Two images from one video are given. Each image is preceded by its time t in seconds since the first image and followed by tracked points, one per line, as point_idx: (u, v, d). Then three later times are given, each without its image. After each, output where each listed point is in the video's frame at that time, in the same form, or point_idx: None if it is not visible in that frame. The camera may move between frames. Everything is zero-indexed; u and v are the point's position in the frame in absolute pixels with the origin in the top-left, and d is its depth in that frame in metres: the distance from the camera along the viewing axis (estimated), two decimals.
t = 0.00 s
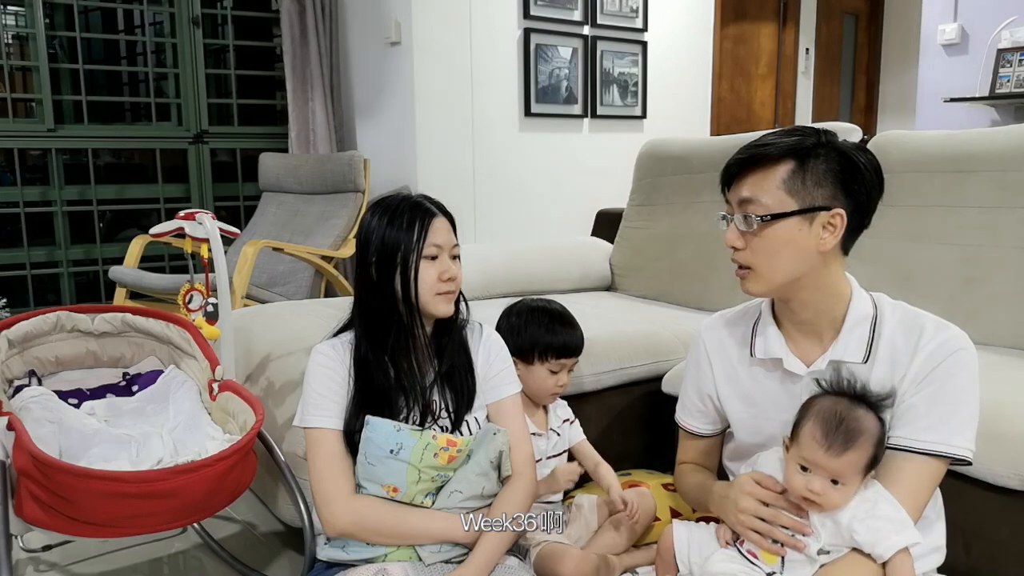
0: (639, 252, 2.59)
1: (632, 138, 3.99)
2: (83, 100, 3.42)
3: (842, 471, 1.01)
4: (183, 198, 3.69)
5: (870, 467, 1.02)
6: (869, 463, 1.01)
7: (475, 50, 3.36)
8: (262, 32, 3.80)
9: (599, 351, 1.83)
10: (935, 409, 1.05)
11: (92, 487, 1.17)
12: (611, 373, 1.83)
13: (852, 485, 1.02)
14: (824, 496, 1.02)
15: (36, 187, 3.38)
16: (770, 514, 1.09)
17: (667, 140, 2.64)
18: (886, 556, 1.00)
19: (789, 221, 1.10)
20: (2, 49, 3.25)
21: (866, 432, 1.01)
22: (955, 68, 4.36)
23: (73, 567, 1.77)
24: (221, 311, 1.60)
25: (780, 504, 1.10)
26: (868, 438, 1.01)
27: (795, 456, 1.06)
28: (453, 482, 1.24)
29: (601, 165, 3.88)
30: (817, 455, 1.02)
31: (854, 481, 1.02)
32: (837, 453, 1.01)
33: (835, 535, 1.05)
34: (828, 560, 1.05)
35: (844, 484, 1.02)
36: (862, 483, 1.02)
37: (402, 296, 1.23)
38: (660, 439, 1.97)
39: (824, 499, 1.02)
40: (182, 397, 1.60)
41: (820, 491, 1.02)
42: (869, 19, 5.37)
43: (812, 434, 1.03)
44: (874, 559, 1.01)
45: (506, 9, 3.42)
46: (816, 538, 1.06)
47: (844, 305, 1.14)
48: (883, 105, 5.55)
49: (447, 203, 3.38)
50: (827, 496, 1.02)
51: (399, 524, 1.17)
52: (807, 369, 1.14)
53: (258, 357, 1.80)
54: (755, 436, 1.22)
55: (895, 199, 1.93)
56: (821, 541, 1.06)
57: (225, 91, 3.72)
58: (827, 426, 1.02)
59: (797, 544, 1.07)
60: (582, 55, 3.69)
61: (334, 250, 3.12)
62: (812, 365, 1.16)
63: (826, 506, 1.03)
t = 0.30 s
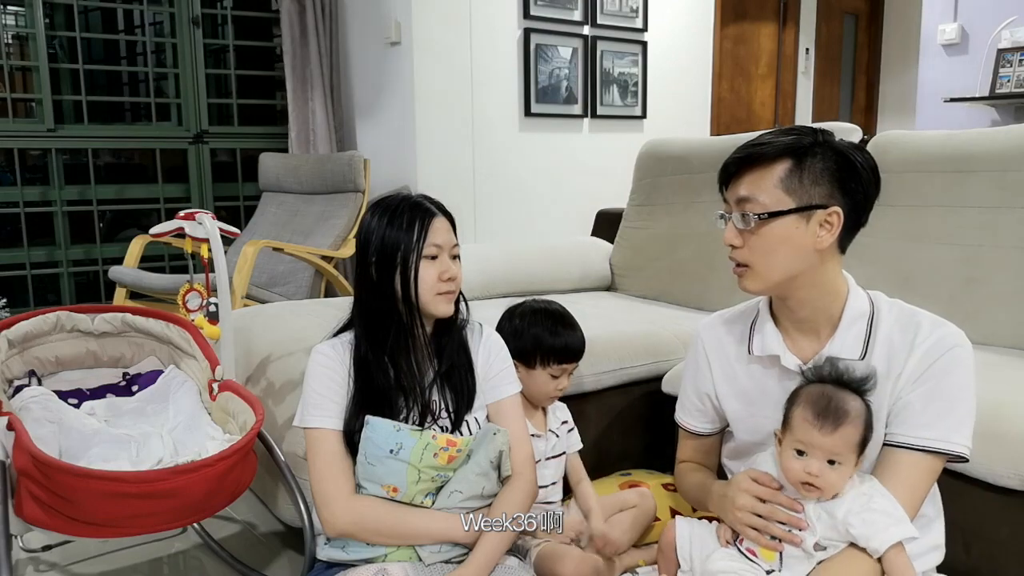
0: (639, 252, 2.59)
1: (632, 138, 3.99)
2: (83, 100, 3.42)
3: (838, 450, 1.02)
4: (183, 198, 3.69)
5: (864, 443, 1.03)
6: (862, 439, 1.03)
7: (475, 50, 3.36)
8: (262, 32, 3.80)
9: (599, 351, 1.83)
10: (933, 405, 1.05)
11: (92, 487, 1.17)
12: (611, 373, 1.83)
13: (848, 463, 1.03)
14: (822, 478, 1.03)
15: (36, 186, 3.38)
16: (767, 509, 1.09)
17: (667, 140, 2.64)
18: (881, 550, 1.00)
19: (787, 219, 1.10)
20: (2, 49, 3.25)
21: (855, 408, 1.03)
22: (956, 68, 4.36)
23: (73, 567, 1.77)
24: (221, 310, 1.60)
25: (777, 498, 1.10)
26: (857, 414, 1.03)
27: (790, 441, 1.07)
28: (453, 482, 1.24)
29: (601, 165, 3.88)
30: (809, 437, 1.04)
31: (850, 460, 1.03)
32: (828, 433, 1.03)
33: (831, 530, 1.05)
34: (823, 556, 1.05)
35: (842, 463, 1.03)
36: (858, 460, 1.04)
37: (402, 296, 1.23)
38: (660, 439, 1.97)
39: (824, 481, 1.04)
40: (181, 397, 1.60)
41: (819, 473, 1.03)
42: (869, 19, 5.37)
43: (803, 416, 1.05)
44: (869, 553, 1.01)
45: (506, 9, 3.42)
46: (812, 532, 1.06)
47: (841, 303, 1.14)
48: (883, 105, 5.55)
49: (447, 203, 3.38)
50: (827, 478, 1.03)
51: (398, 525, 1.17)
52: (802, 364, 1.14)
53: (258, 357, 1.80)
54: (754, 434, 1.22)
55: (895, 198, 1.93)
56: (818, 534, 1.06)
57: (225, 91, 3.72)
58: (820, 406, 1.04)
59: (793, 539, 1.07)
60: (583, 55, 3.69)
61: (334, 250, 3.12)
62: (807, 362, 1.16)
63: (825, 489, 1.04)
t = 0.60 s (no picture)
0: (639, 252, 2.59)
1: (632, 138, 3.99)
2: (83, 99, 3.41)
3: (816, 432, 1.05)
4: (183, 198, 3.69)
5: (840, 424, 1.06)
6: (838, 418, 1.06)
7: (475, 50, 3.36)
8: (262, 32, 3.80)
9: (599, 351, 1.83)
10: (929, 402, 1.05)
11: (92, 487, 1.17)
12: (611, 374, 1.83)
13: (830, 447, 1.05)
14: (808, 463, 1.05)
15: (35, 186, 3.38)
16: (764, 506, 1.10)
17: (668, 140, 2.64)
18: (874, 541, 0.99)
19: (782, 220, 1.10)
20: (2, 49, 3.25)
21: (824, 391, 1.06)
22: (956, 68, 4.35)
23: (73, 567, 1.77)
24: (221, 310, 1.60)
25: (774, 497, 1.10)
26: (827, 396, 1.06)
27: (769, 434, 1.10)
28: (453, 482, 1.24)
29: (601, 165, 3.88)
30: (786, 426, 1.07)
31: (831, 443, 1.05)
32: (803, 416, 1.06)
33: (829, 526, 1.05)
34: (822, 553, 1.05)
35: (824, 447, 1.05)
36: (839, 442, 1.06)
37: (402, 296, 1.23)
38: (660, 439, 1.97)
39: (810, 467, 1.05)
40: (181, 397, 1.60)
41: (803, 459, 1.06)
42: (869, 19, 5.37)
43: (777, 407, 1.08)
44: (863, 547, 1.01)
45: (506, 9, 3.42)
46: (811, 529, 1.06)
47: (837, 301, 1.14)
48: (883, 105, 5.55)
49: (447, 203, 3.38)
50: (812, 463, 1.05)
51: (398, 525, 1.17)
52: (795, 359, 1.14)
53: (258, 357, 1.80)
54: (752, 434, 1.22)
55: (895, 198, 1.93)
56: (816, 530, 1.06)
57: (225, 91, 3.72)
58: (790, 394, 1.07)
59: (791, 536, 1.07)
60: (583, 55, 3.69)
61: (333, 250, 3.12)
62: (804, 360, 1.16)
63: (813, 476, 1.06)
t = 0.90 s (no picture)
0: (639, 252, 2.59)
1: (632, 138, 3.99)
2: (83, 99, 3.41)
3: (796, 422, 1.06)
4: (183, 198, 3.69)
5: (821, 413, 1.06)
6: (819, 408, 1.06)
7: (475, 50, 3.36)
8: (262, 32, 3.80)
9: (598, 351, 1.83)
10: (925, 400, 1.03)
11: (92, 487, 1.17)
12: (611, 374, 1.83)
13: (812, 437, 1.06)
14: (789, 455, 1.06)
15: (35, 186, 3.38)
16: (761, 505, 1.09)
17: (668, 139, 2.64)
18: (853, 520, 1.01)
19: (782, 224, 1.10)
20: (2, 49, 3.25)
21: (804, 383, 1.08)
22: (956, 68, 4.35)
23: (73, 567, 1.77)
24: (221, 310, 1.60)
25: (771, 495, 1.08)
26: (808, 388, 1.07)
27: (755, 429, 1.11)
28: (454, 482, 1.24)
29: (601, 165, 3.89)
30: (767, 418, 1.08)
31: (812, 433, 1.06)
32: (781, 407, 1.07)
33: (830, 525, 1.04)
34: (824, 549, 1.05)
35: (806, 438, 1.06)
36: (823, 432, 1.06)
37: (398, 295, 1.23)
38: (660, 439, 1.97)
39: (791, 457, 1.06)
40: (181, 397, 1.60)
41: (785, 450, 1.06)
42: (869, 19, 5.37)
43: (759, 402, 1.09)
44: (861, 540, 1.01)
45: (506, 9, 3.42)
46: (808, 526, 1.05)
47: (834, 299, 1.14)
48: (882, 105, 5.55)
49: (447, 203, 3.38)
50: (794, 453, 1.06)
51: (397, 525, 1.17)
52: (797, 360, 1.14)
53: (257, 357, 1.80)
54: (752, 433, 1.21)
55: (895, 198, 1.93)
56: (813, 527, 1.04)
57: (225, 91, 3.72)
58: (768, 389, 1.09)
59: (787, 534, 1.06)
60: (583, 55, 3.69)
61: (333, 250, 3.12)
62: (803, 357, 1.16)
63: (796, 467, 1.06)
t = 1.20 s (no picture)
0: (638, 252, 2.60)
1: (632, 139, 4.00)
2: (84, 100, 3.42)
3: (794, 416, 1.07)
4: (184, 198, 3.70)
5: (819, 408, 1.07)
6: (818, 403, 1.07)
7: (476, 50, 3.37)
8: (263, 33, 3.81)
9: (598, 351, 1.84)
10: (921, 399, 1.03)
11: (93, 487, 1.17)
12: (610, 373, 1.84)
13: (809, 431, 1.07)
14: (786, 449, 1.07)
15: (36, 187, 3.38)
16: (759, 501, 1.10)
17: (667, 140, 2.65)
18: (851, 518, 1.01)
19: (807, 251, 1.02)
20: (3, 50, 3.25)
21: (805, 378, 1.09)
22: (955, 68, 4.36)
23: (74, 566, 1.78)
24: (221, 310, 1.61)
25: (770, 491, 1.10)
26: (808, 384, 1.08)
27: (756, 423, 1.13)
28: (453, 481, 1.24)
29: (601, 165, 3.89)
30: (765, 413, 1.09)
31: (809, 428, 1.07)
32: (779, 401, 1.08)
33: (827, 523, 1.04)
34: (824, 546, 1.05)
35: (803, 432, 1.07)
36: (822, 427, 1.07)
37: (390, 297, 1.24)
38: (660, 439, 1.98)
39: (788, 451, 1.07)
40: (182, 397, 1.60)
41: (782, 444, 1.08)
42: (869, 20, 5.38)
43: (758, 398, 1.11)
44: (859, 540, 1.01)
45: (506, 9, 3.43)
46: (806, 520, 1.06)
47: (831, 299, 1.12)
48: (882, 106, 5.56)
49: (447, 203, 3.39)
50: (790, 447, 1.07)
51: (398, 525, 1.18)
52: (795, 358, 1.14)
53: (258, 357, 1.81)
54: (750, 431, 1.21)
55: (895, 198, 1.94)
56: (811, 521, 1.05)
57: (225, 91, 3.73)
58: (769, 384, 1.11)
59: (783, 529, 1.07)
60: (583, 56, 3.70)
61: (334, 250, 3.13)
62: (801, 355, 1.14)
63: (793, 461, 1.07)
